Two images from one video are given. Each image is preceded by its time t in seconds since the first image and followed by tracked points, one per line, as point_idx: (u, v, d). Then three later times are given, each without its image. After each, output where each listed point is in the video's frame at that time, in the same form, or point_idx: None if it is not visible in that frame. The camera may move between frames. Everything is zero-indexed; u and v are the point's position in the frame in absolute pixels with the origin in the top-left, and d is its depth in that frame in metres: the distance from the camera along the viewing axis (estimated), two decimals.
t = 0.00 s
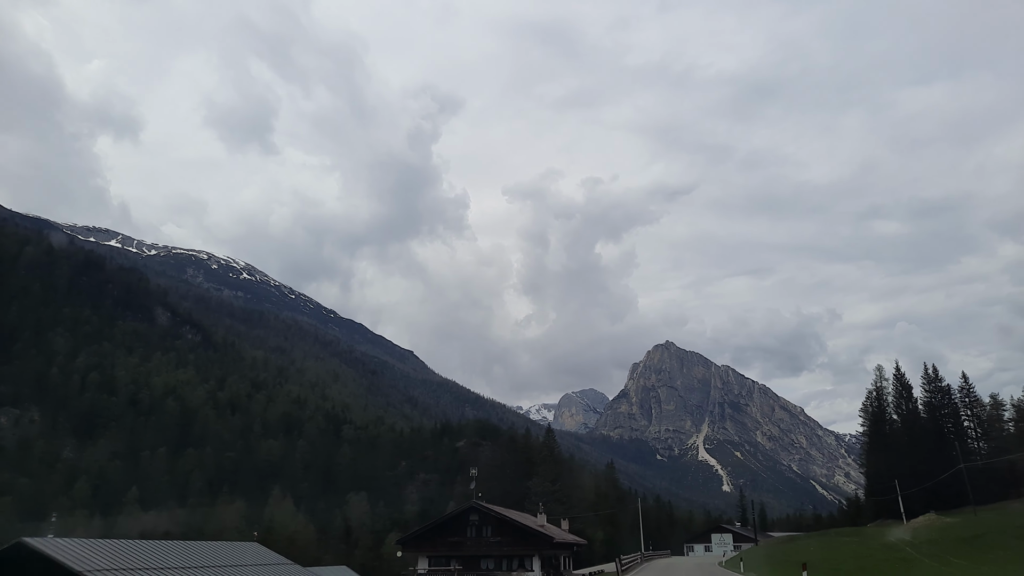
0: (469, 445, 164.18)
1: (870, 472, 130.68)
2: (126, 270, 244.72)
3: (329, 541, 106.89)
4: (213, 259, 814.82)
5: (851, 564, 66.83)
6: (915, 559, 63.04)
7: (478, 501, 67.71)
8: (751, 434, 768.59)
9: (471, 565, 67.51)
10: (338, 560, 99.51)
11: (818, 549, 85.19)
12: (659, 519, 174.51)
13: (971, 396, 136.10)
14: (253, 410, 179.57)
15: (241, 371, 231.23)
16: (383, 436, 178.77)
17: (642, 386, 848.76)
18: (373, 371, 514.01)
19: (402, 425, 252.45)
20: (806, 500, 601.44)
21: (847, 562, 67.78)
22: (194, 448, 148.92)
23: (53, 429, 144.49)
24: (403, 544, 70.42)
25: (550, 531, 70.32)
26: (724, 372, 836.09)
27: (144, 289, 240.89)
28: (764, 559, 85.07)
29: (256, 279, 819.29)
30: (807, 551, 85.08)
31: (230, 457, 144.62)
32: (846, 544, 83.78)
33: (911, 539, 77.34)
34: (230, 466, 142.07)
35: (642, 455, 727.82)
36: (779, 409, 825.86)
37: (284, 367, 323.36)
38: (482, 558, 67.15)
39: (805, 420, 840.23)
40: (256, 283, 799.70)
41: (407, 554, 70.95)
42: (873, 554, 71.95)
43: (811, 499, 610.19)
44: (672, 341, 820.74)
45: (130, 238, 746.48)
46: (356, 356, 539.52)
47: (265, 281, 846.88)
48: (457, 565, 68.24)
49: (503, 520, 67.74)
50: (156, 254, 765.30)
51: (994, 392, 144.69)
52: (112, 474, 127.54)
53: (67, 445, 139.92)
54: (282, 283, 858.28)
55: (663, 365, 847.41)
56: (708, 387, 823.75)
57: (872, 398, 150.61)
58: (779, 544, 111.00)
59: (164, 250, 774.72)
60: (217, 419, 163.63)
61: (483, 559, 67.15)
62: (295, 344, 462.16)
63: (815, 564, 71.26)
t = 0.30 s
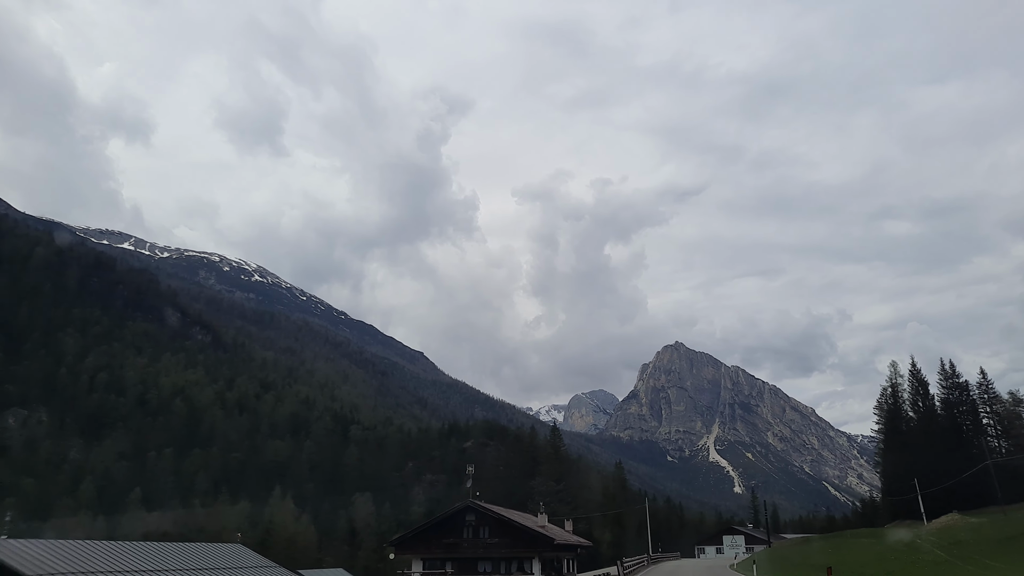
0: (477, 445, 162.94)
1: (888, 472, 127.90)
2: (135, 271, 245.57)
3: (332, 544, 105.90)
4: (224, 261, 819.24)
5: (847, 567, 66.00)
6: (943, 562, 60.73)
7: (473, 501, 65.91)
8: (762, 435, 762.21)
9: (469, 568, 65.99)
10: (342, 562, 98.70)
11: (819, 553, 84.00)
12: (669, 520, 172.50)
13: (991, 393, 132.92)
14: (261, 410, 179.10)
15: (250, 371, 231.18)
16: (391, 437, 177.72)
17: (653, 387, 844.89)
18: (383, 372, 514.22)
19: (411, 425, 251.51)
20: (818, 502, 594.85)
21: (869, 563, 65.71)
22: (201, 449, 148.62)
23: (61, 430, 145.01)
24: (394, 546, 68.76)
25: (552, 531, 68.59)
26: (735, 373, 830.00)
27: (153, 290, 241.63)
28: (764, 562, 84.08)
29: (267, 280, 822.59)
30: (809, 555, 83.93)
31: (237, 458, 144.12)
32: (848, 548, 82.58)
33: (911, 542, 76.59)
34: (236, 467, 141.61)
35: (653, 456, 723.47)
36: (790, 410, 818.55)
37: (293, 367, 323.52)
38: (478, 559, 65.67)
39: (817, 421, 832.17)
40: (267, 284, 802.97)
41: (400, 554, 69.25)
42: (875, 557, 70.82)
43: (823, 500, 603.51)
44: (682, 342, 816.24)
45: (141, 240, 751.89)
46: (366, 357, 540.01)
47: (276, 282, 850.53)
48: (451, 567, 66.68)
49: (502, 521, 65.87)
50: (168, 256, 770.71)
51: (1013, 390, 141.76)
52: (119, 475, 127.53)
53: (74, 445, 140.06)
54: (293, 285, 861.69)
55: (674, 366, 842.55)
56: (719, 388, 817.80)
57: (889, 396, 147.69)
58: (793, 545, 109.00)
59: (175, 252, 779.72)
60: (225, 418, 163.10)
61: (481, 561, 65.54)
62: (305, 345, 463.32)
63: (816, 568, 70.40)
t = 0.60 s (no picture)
0: (483, 445, 161.73)
1: (903, 464, 125.56)
2: (140, 275, 246.01)
3: (336, 546, 105.07)
4: (231, 265, 822.02)
5: (844, 566, 64.71)
6: (977, 558, 58.10)
7: (469, 499, 64.08)
8: (772, 431, 757.08)
9: (466, 569, 64.30)
10: (346, 564, 97.79)
11: (815, 553, 82.52)
12: (680, 518, 170.54)
13: (1009, 382, 130.16)
14: (267, 412, 178.53)
15: (257, 374, 230.94)
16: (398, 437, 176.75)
17: (661, 384, 841.81)
18: (391, 373, 513.85)
19: (418, 426, 250.80)
20: (830, 498, 590.30)
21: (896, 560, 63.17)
22: (207, 451, 148.14)
23: (67, 434, 145.09)
24: (387, 546, 66.99)
25: (552, 530, 66.39)
26: (744, 370, 825.10)
27: (158, 293, 241.82)
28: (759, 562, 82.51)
29: (274, 284, 824.80)
30: (805, 555, 82.50)
31: (242, 460, 143.59)
32: (844, 547, 81.35)
33: (908, 538, 75.41)
34: (242, 469, 141.02)
35: (663, 454, 720.01)
36: (800, 406, 812.78)
37: (300, 369, 323.50)
38: (473, 560, 63.83)
39: (828, 417, 826.09)
40: (275, 287, 805.47)
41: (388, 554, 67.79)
42: (871, 555, 69.63)
43: (835, 496, 598.69)
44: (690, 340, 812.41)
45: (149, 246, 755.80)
46: (373, 358, 540.09)
47: (283, 286, 852.74)
48: (447, 568, 65.10)
49: (498, 520, 64.15)
50: (175, 261, 774.30)
51: None
52: (124, 479, 127.29)
53: (79, 450, 139.85)
54: (300, 288, 863.99)
55: (682, 363, 838.76)
56: (728, 385, 813.03)
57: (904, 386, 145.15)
58: (806, 541, 107.10)
59: (182, 257, 782.85)
60: (231, 421, 162.58)
61: (478, 562, 63.83)
62: (312, 347, 463.83)
63: (813, 567, 69.00)
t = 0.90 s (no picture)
0: (490, 445, 160.49)
1: (919, 462, 123.14)
2: (147, 277, 246.35)
3: (340, 549, 104.07)
4: (240, 268, 824.87)
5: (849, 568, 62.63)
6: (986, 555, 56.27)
7: (461, 499, 61.87)
8: (782, 432, 751.50)
9: (458, 571, 62.51)
10: (349, 567, 96.74)
11: (820, 557, 80.44)
12: (688, 520, 168.46)
13: None
14: (273, 413, 177.87)
15: (264, 375, 230.62)
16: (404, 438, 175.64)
17: (670, 385, 838.46)
18: (398, 375, 513.51)
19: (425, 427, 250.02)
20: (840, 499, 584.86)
21: (924, 556, 59.91)
22: (213, 453, 147.57)
23: (73, 436, 144.91)
24: (377, 549, 64.81)
25: (544, 530, 64.21)
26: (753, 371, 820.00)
27: (165, 295, 242.08)
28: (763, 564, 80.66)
29: (283, 286, 826.77)
30: (810, 558, 80.45)
31: (248, 462, 142.92)
32: (848, 550, 79.36)
33: (914, 539, 73.47)
34: (247, 470, 140.33)
35: (672, 455, 715.77)
36: (810, 407, 806.58)
37: (308, 371, 323.25)
38: (466, 562, 62.04)
39: (837, 418, 819.34)
40: (283, 290, 807.86)
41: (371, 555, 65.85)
42: (876, 556, 67.75)
43: (846, 497, 593.04)
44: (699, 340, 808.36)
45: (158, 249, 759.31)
46: (381, 360, 539.85)
47: (292, 288, 854.82)
48: (438, 571, 62.88)
49: (489, 519, 62.07)
50: (184, 264, 778.10)
51: None
52: (129, 481, 126.76)
53: (84, 451, 139.55)
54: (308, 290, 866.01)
55: (691, 364, 834.57)
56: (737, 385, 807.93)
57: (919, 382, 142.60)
58: (820, 542, 105.09)
59: (191, 260, 785.99)
60: (237, 422, 161.94)
61: (471, 564, 61.89)
62: (320, 349, 464.31)
63: (818, 569, 67.04)
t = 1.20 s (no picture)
0: (492, 447, 159.03)
1: (933, 457, 121.03)
2: (148, 281, 245.76)
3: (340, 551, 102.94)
4: (243, 272, 825.52)
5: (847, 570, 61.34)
6: (987, 554, 55.04)
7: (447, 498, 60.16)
8: (788, 432, 747.41)
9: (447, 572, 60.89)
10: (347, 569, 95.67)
11: (819, 559, 79.20)
12: (693, 520, 166.76)
13: None
14: (274, 416, 176.92)
15: (266, 379, 229.70)
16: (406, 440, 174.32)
17: (675, 386, 835.83)
18: (402, 377, 512.41)
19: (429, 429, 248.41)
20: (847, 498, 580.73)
21: (929, 556, 58.30)
22: (213, 456, 146.69)
23: (73, 441, 144.22)
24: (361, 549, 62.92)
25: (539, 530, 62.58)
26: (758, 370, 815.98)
27: (166, 299, 241.42)
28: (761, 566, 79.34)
29: (286, 290, 827.33)
30: (809, 560, 79.15)
31: (248, 465, 142.05)
32: (847, 551, 78.15)
33: (913, 539, 72.25)
34: (247, 473, 139.40)
35: (677, 456, 712.38)
36: (816, 406, 801.90)
37: (310, 374, 322.08)
38: (457, 565, 60.58)
39: (844, 417, 814.34)
40: (286, 294, 808.21)
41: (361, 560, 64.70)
42: (874, 557, 66.58)
43: (852, 497, 588.82)
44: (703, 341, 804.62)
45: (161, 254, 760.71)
46: (384, 363, 538.85)
47: (295, 292, 855.11)
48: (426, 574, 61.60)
49: (481, 521, 60.61)
50: (188, 269, 778.84)
51: None
52: (128, 485, 125.91)
53: (84, 456, 138.76)
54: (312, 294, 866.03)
55: (696, 365, 831.15)
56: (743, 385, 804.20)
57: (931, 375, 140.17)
58: (829, 541, 103.37)
59: (194, 265, 786.36)
60: (238, 425, 161.03)
61: (459, 566, 60.49)
62: (322, 352, 463.54)
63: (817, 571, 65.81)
